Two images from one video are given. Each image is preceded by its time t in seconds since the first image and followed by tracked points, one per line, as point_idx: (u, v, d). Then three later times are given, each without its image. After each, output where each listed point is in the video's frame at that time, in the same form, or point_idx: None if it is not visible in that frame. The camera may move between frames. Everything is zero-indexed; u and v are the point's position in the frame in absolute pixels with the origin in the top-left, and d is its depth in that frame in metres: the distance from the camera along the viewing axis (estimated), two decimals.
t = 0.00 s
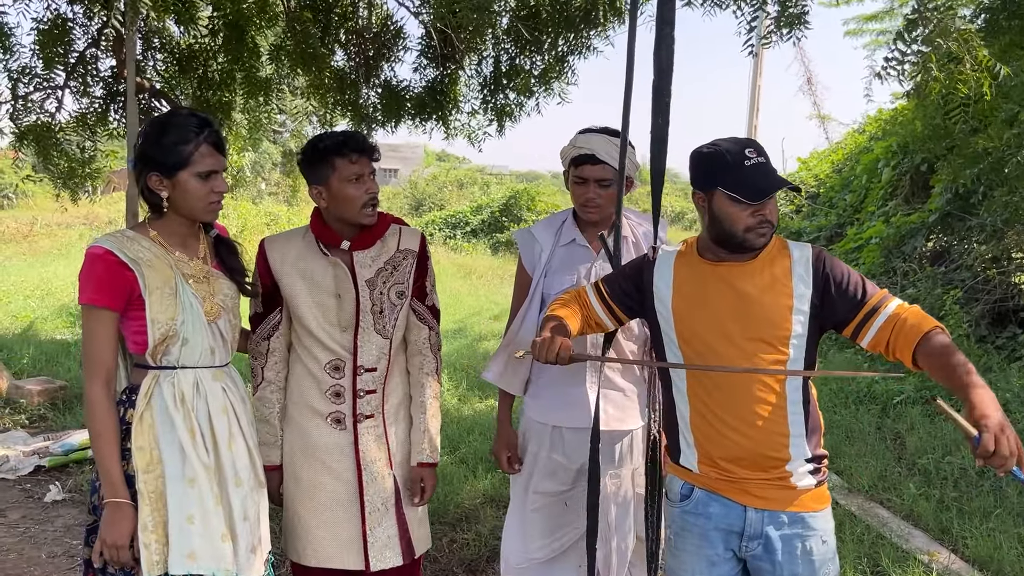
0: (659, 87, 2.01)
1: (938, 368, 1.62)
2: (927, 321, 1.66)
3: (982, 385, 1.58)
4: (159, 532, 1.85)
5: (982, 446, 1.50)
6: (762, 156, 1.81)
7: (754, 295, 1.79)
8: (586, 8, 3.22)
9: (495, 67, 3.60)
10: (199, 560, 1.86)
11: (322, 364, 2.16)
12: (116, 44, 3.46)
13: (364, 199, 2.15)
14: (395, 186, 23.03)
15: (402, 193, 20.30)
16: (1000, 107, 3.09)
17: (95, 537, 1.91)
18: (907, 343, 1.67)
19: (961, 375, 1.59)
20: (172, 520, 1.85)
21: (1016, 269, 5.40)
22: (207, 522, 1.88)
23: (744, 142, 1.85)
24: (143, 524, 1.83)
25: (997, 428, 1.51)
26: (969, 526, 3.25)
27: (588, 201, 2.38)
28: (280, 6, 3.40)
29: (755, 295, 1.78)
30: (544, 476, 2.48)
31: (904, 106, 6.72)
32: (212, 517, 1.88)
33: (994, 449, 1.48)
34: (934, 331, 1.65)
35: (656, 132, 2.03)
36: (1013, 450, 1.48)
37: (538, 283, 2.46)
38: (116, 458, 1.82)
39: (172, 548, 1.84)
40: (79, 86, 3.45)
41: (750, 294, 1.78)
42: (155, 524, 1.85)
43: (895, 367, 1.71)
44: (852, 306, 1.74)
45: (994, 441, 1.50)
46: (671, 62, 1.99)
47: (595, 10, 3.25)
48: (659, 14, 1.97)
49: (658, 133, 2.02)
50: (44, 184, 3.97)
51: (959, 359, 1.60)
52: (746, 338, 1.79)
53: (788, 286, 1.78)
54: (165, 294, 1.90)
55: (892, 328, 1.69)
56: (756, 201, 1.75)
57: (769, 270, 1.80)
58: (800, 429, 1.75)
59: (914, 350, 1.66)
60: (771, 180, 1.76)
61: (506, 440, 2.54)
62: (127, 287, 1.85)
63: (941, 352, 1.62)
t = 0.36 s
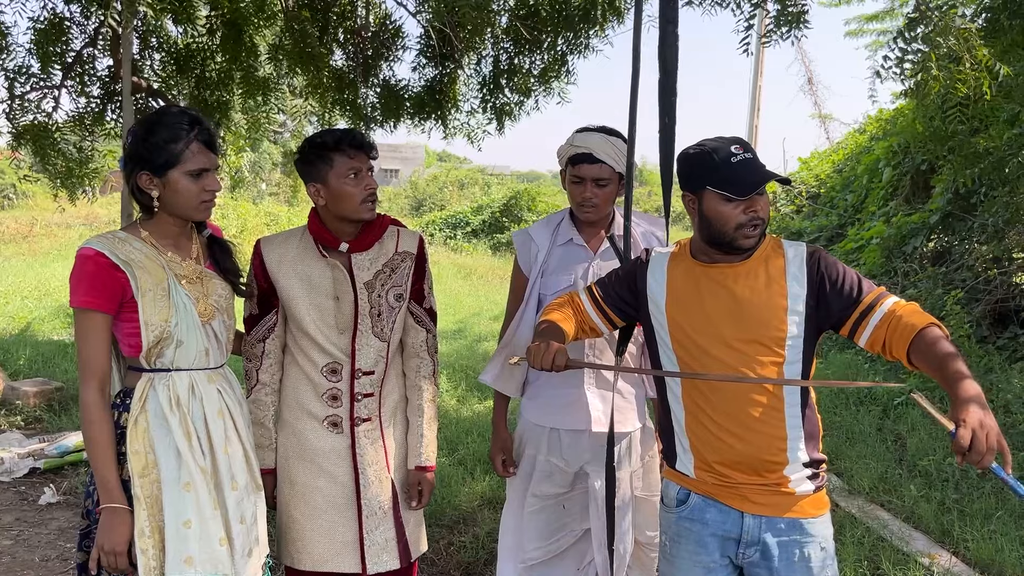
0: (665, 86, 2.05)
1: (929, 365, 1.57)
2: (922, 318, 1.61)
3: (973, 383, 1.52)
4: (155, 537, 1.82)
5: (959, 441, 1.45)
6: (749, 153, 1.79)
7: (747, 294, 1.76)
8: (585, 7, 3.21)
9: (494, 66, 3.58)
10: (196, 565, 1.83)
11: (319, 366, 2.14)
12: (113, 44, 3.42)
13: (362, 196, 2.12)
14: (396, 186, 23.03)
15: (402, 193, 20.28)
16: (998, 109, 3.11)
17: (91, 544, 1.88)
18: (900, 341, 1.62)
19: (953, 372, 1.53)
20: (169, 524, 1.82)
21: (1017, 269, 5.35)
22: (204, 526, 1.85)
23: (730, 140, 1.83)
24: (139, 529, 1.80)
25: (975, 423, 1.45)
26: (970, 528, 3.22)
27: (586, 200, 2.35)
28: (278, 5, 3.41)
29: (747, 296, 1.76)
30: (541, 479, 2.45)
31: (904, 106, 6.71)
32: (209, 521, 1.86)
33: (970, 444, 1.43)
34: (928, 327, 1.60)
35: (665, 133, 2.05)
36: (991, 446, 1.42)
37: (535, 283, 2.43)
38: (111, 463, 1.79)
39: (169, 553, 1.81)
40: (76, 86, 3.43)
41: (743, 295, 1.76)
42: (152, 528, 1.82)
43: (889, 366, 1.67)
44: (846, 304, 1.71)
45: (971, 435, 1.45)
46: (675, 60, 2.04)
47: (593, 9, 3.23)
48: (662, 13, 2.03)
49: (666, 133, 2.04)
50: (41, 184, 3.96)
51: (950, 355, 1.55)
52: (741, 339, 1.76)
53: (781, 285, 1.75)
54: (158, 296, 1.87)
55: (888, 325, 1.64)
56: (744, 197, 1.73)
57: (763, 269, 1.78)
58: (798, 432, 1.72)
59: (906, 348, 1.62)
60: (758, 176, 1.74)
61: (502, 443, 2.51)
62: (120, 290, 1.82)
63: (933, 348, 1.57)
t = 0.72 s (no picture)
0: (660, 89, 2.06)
1: (909, 363, 1.58)
2: (905, 317, 1.61)
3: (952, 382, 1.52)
4: (145, 541, 1.82)
5: (932, 437, 1.45)
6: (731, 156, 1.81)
7: (732, 296, 1.77)
8: (578, 9, 3.24)
9: (488, 68, 3.55)
10: (185, 569, 1.83)
11: (313, 369, 2.13)
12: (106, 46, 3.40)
13: (357, 198, 2.11)
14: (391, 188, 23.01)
15: (398, 194, 20.26)
16: (991, 111, 3.14)
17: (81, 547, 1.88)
18: (884, 340, 1.62)
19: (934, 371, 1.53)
20: (158, 529, 1.82)
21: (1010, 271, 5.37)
22: (193, 531, 1.85)
23: (714, 144, 1.85)
24: (128, 534, 1.80)
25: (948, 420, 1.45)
26: (962, 530, 3.23)
27: (575, 203, 2.35)
28: (271, 7, 3.39)
29: (732, 297, 1.76)
30: (532, 482, 2.45)
31: (897, 108, 6.74)
32: (199, 526, 1.85)
33: (942, 440, 1.43)
34: (912, 326, 1.60)
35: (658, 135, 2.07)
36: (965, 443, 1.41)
37: (525, 287, 2.44)
38: (101, 466, 1.79)
39: (158, 558, 1.80)
40: (68, 88, 3.41)
41: (728, 296, 1.77)
42: (142, 532, 1.81)
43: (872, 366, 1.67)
44: (832, 305, 1.71)
45: (943, 431, 1.45)
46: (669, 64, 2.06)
47: (586, 11, 3.25)
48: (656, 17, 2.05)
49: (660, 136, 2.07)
50: (33, 186, 3.94)
51: (931, 354, 1.55)
52: (728, 341, 1.76)
53: (767, 286, 1.75)
54: (148, 299, 1.86)
55: (872, 326, 1.64)
56: (725, 201, 1.75)
57: (748, 271, 1.78)
58: (785, 434, 1.73)
59: (889, 346, 1.61)
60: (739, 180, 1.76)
61: (493, 446, 2.51)
62: (110, 293, 1.82)
63: (915, 347, 1.57)
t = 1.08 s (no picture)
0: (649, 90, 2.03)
1: (903, 357, 1.57)
2: (901, 313, 1.61)
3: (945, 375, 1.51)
4: (140, 546, 1.79)
5: (923, 428, 1.44)
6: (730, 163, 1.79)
7: (728, 294, 1.76)
8: (572, 11, 3.21)
9: (482, 70, 3.58)
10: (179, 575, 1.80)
11: (317, 370, 2.11)
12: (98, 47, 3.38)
13: (365, 199, 2.10)
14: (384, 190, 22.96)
15: (391, 196, 20.22)
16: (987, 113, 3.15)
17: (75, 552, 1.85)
18: (880, 337, 1.61)
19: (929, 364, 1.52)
20: (153, 533, 1.79)
21: (1003, 273, 5.39)
22: (189, 535, 1.83)
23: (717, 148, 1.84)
24: (123, 538, 1.78)
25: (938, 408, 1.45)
26: (958, 532, 3.23)
27: (562, 199, 2.35)
28: (266, 8, 3.36)
29: (728, 297, 1.76)
30: (528, 485, 2.44)
31: (891, 111, 6.77)
32: (194, 530, 1.83)
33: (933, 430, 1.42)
34: (907, 322, 1.59)
35: (647, 135, 2.01)
36: (957, 429, 1.40)
37: (520, 286, 2.43)
38: (96, 469, 1.76)
39: (153, 563, 1.78)
40: (60, 89, 3.39)
41: (723, 296, 1.76)
42: (137, 537, 1.79)
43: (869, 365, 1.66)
44: (829, 304, 1.70)
45: (929, 422, 1.45)
46: (659, 64, 2.01)
47: (581, 13, 3.22)
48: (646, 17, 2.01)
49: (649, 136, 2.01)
50: (25, 187, 3.91)
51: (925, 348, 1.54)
52: (724, 340, 1.76)
53: (764, 287, 1.75)
54: (144, 300, 1.84)
55: (870, 325, 1.63)
56: (715, 206, 1.74)
57: (747, 271, 1.77)
58: (781, 435, 1.71)
59: (885, 343, 1.61)
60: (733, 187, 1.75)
61: (485, 448, 2.52)
62: (106, 293, 1.79)
63: (909, 342, 1.56)
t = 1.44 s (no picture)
0: (658, 93, 1.97)
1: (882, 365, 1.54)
2: (896, 326, 1.57)
3: (906, 387, 1.46)
4: (143, 560, 1.76)
5: (844, 413, 1.41)
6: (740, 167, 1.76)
7: (740, 300, 1.74)
8: (571, 15, 3.23)
9: (479, 73, 3.57)
10: None
11: (325, 378, 2.07)
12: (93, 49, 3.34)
13: (376, 203, 2.07)
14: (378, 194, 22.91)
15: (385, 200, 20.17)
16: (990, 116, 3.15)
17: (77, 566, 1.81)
18: (874, 348, 1.59)
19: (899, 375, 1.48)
20: (156, 548, 1.76)
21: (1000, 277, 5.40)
22: (193, 549, 1.79)
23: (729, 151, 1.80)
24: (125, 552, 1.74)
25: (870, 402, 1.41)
26: (964, 540, 3.22)
27: (584, 205, 2.31)
28: (261, 11, 3.34)
29: (740, 303, 1.74)
30: (532, 494, 2.41)
31: (888, 114, 6.78)
32: (198, 544, 1.79)
33: (854, 418, 1.40)
34: (900, 335, 1.55)
35: (657, 141, 1.99)
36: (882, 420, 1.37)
37: (529, 290, 2.40)
38: (98, 482, 1.73)
39: None
40: (54, 92, 3.35)
41: (736, 302, 1.74)
42: (141, 551, 1.76)
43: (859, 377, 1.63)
44: (834, 312, 1.67)
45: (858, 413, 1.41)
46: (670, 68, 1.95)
47: (580, 16, 3.23)
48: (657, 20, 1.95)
49: (659, 142, 1.99)
50: (18, 192, 3.86)
51: (904, 361, 1.50)
52: (737, 346, 1.73)
53: (776, 293, 1.73)
54: (146, 308, 1.81)
55: (868, 335, 1.60)
56: (711, 207, 1.73)
57: (759, 276, 1.75)
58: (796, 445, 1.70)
59: (876, 356, 1.57)
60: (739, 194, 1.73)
61: (484, 452, 2.50)
62: (108, 302, 1.76)
63: (895, 353, 1.53)
